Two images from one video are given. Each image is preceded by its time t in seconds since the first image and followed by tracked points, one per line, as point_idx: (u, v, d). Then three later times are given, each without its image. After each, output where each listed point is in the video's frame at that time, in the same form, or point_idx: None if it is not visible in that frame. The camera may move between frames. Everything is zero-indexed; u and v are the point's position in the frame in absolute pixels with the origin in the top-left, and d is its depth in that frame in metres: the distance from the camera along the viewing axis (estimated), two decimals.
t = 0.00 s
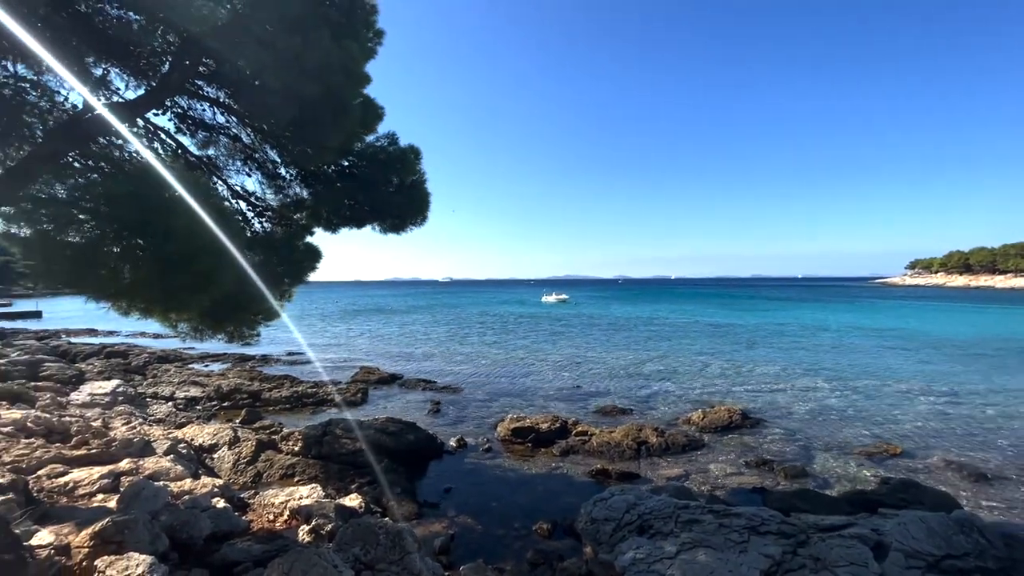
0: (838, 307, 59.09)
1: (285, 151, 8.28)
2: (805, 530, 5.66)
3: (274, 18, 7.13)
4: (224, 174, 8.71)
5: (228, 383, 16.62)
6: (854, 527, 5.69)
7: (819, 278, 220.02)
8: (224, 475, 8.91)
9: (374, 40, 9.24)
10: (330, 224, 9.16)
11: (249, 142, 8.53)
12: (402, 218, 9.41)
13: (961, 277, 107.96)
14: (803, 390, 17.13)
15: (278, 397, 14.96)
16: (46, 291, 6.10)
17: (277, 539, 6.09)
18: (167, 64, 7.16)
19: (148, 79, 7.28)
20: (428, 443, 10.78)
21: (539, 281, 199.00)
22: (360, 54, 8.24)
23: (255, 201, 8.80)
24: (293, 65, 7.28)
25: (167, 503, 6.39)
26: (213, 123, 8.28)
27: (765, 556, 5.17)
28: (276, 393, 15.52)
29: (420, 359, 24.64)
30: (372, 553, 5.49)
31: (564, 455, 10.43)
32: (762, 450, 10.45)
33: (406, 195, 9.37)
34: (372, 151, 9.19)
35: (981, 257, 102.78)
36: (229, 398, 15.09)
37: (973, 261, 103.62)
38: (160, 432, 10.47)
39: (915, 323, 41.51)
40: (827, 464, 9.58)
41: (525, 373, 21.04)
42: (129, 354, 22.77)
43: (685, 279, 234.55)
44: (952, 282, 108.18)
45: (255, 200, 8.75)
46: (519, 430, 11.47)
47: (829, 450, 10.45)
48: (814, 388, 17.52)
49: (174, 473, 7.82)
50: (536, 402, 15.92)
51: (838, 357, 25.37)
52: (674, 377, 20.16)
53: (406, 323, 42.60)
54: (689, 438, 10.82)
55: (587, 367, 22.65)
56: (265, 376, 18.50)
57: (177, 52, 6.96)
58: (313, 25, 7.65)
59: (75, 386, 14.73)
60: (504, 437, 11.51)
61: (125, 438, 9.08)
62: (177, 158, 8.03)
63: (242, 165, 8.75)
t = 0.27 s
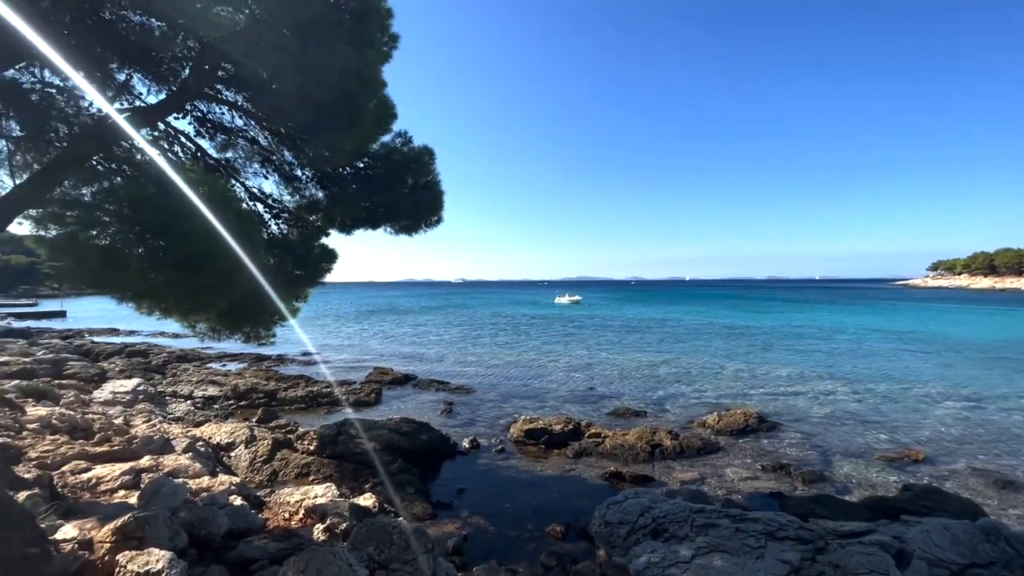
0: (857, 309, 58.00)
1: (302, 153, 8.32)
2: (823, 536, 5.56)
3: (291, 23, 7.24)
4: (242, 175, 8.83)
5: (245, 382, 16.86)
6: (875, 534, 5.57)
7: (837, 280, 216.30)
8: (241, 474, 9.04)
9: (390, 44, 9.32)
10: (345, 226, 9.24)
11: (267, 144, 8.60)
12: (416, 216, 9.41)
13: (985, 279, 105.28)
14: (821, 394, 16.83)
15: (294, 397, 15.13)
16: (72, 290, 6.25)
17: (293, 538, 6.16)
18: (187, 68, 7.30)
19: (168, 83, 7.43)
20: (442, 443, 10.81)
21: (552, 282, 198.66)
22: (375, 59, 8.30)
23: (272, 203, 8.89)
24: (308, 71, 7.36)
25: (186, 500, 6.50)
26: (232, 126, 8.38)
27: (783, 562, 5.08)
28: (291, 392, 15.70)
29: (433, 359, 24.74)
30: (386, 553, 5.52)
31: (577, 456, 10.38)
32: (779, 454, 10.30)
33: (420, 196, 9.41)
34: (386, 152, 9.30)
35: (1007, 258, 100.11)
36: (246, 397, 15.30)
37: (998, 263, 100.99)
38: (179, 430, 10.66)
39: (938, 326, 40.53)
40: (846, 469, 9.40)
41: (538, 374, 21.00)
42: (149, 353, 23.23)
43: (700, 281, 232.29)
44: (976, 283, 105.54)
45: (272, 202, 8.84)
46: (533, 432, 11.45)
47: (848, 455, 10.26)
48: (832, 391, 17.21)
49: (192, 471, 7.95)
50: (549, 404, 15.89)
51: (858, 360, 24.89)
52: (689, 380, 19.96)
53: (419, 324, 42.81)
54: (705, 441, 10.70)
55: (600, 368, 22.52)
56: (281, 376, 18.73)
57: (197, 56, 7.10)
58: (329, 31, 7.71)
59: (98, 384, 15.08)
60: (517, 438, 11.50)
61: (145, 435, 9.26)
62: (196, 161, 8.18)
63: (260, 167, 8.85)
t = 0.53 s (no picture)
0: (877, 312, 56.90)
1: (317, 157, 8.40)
2: (843, 543, 5.45)
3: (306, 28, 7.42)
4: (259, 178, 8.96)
5: (261, 382, 17.08)
6: (896, 542, 5.46)
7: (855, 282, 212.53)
8: (256, 472, 9.15)
9: (404, 47, 9.39)
10: (358, 227, 9.45)
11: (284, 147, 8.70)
12: (430, 219, 9.48)
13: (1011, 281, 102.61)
14: (839, 398, 16.55)
15: (308, 397, 15.29)
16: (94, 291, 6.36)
17: (307, 536, 6.22)
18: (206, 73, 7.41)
19: (188, 88, 7.54)
20: (454, 444, 10.83)
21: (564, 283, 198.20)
22: (388, 62, 8.28)
23: (288, 205, 9.00)
24: (321, 74, 7.39)
25: (204, 497, 6.60)
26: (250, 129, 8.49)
27: (801, 569, 5.00)
28: (306, 392, 15.87)
29: (446, 360, 24.81)
30: (399, 553, 5.55)
31: (591, 459, 10.33)
32: (796, 459, 10.14)
33: (435, 196, 9.44)
34: (401, 153, 9.35)
35: None
36: (262, 396, 15.50)
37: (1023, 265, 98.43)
38: (197, 429, 10.83)
39: (961, 330, 39.57)
40: (866, 475, 9.23)
41: (550, 376, 20.95)
42: (169, 352, 23.66)
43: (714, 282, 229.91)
44: (1001, 286, 102.93)
45: (288, 204, 8.96)
46: (545, 434, 11.43)
47: (868, 460, 10.06)
48: (851, 396, 16.90)
49: (210, 469, 8.07)
50: (562, 405, 15.85)
51: (877, 363, 24.41)
52: (703, 383, 19.75)
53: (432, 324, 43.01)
54: (720, 445, 10.59)
55: (613, 371, 22.40)
56: (296, 376, 18.94)
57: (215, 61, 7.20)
58: (343, 34, 7.75)
59: (119, 383, 15.40)
60: (530, 440, 11.48)
61: (164, 433, 9.43)
62: (215, 164, 8.33)
63: (277, 169, 8.96)
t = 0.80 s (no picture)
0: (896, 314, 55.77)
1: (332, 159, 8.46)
2: (864, 551, 5.35)
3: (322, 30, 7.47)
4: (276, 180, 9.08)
5: (276, 382, 17.29)
6: (920, 550, 5.34)
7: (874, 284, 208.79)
8: (272, 470, 9.25)
9: (418, 48, 9.42)
10: (372, 229, 9.52)
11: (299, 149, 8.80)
12: (443, 220, 9.50)
13: None
14: (858, 402, 16.25)
15: (323, 397, 15.43)
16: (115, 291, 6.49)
17: (322, 535, 6.26)
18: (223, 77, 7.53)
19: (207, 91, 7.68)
20: (467, 445, 10.85)
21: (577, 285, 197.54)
22: (401, 63, 8.30)
23: (303, 206, 9.12)
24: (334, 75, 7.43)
25: (221, 495, 6.67)
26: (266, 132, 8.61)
27: None
28: (321, 392, 16.03)
29: (459, 361, 24.88)
30: (413, 553, 5.56)
31: (604, 461, 10.27)
32: (814, 464, 9.97)
33: (448, 198, 9.47)
34: (414, 155, 9.39)
35: None
36: (277, 395, 15.69)
37: None
38: (214, 427, 10.99)
39: (985, 333, 38.60)
40: (886, 481, 9.04)
41: (563, 377, 20.90)
42: (187, 351, 24.07)
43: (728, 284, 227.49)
44: None
45: (303, 205, 9.07)
46: (558, 435, 11.39)
47: (888, 466, 9.86)
48: (870, 400, 16.58)
49: (226, 467, 8.17)
50: (575, 407, 15.80)
51: (898, 367, 23.92)
52: (718, 386, 19.53)
53: (445, 325, 43.15)
54: (735, 449, 10.45)
55: (626, 373, 22.27)
56: (311, 376, 19.14)
57: (233, 66, 7.30)
58: (357, 36, 7.80)
59: (139, 381, 15.70)
60: (542, 441, 11.45)
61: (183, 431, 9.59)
62: (232, 166, 8.46)
63: (292, 172, 9.06)
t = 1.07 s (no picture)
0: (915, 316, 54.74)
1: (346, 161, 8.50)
2: (884, 558, 5.25)
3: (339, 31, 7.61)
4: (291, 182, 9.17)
5: (290, 382, 17.47)
6: (942, 559, 5.22)
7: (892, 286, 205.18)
8: (286, 470, 9.32)
9: (431, 49, 9.45)
10: (388, 229, 9.53)
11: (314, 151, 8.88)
12: (454, 222, 9.55)
13: None
14: (876, 406, 15.97)
15: (336, 397, 15.56)
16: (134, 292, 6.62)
17: (335, 535, 6.29)
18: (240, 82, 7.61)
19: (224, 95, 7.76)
20: (479, 446, 10.85)
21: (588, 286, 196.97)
22: (415, 62, 8.37)
23: (318, 208, 9.22)
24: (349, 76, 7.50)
25: (237, 493, 6.75)
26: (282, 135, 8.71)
27: None
28: (334, 392, 16.17)
29: (470, 362, 24.93)
30: (426, 554, 5.57)
31: (617, 464, 10.21)
32: (831, 468, 9.82)
33: (461, 200, 9.51)
34: (428, 157, 9.42)
35: None
36: (291, 395, 15.85)
37: None
38: (230, 426, 11.14)
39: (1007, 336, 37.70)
40: (906, 487, 8.87)
41: (574, 379, 20.83)
42: (203, 351, 24.41)
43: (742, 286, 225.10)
44: None
45: (318, 207, 9.18)
46: (571, 437, 11.35)
47: (908, 471, 9.67)
48: (889, 404, 16.29)
49: (242, 466, 8.26)
50: (587, 409, 15.75)
51: (917, 370, 23.47)
52: (732, 388, 19.32)
53: (457, 326, 43.28)
54: (750, 452, 10.33)
55: (639, 375, 22.13)
56: (324, 376, 19.31)
57: (250, 70, 7.37)
58: (371, 38, 7.91)
59: (157, 381, 15.95)
60: (555, 443, 11.42)
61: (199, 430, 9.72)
62: (249, 169, 8.57)
63: (307, 174, 9.14)
